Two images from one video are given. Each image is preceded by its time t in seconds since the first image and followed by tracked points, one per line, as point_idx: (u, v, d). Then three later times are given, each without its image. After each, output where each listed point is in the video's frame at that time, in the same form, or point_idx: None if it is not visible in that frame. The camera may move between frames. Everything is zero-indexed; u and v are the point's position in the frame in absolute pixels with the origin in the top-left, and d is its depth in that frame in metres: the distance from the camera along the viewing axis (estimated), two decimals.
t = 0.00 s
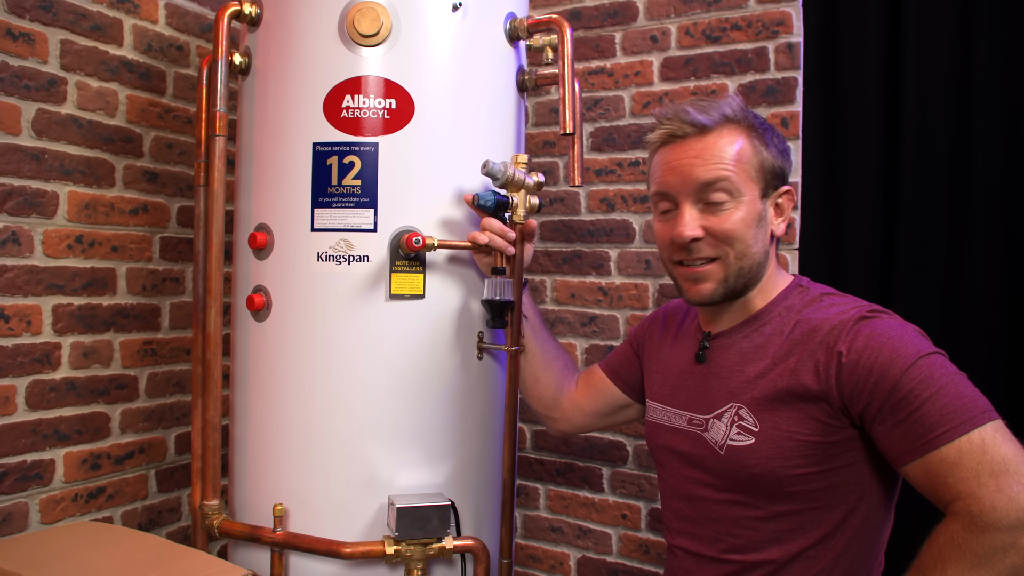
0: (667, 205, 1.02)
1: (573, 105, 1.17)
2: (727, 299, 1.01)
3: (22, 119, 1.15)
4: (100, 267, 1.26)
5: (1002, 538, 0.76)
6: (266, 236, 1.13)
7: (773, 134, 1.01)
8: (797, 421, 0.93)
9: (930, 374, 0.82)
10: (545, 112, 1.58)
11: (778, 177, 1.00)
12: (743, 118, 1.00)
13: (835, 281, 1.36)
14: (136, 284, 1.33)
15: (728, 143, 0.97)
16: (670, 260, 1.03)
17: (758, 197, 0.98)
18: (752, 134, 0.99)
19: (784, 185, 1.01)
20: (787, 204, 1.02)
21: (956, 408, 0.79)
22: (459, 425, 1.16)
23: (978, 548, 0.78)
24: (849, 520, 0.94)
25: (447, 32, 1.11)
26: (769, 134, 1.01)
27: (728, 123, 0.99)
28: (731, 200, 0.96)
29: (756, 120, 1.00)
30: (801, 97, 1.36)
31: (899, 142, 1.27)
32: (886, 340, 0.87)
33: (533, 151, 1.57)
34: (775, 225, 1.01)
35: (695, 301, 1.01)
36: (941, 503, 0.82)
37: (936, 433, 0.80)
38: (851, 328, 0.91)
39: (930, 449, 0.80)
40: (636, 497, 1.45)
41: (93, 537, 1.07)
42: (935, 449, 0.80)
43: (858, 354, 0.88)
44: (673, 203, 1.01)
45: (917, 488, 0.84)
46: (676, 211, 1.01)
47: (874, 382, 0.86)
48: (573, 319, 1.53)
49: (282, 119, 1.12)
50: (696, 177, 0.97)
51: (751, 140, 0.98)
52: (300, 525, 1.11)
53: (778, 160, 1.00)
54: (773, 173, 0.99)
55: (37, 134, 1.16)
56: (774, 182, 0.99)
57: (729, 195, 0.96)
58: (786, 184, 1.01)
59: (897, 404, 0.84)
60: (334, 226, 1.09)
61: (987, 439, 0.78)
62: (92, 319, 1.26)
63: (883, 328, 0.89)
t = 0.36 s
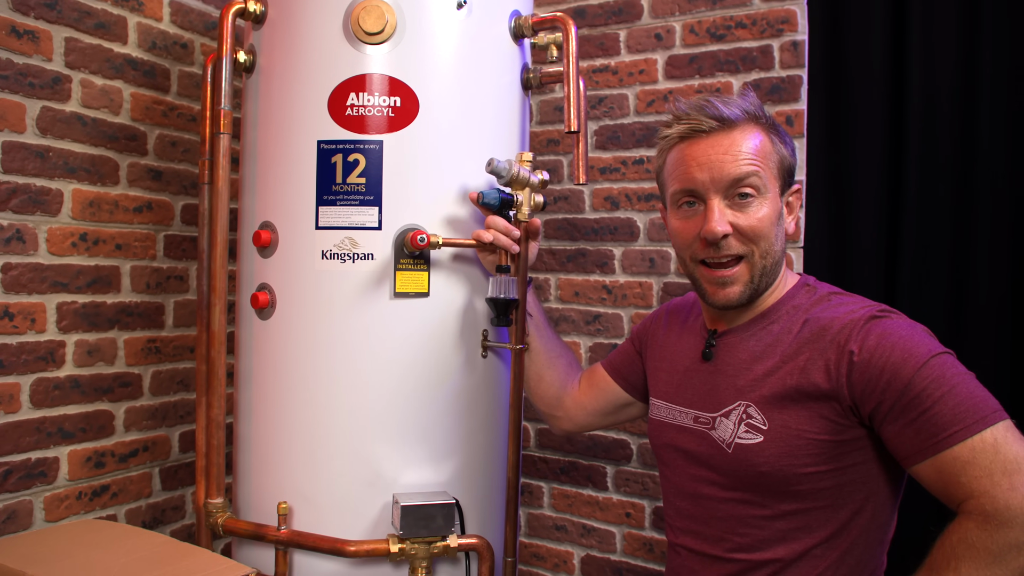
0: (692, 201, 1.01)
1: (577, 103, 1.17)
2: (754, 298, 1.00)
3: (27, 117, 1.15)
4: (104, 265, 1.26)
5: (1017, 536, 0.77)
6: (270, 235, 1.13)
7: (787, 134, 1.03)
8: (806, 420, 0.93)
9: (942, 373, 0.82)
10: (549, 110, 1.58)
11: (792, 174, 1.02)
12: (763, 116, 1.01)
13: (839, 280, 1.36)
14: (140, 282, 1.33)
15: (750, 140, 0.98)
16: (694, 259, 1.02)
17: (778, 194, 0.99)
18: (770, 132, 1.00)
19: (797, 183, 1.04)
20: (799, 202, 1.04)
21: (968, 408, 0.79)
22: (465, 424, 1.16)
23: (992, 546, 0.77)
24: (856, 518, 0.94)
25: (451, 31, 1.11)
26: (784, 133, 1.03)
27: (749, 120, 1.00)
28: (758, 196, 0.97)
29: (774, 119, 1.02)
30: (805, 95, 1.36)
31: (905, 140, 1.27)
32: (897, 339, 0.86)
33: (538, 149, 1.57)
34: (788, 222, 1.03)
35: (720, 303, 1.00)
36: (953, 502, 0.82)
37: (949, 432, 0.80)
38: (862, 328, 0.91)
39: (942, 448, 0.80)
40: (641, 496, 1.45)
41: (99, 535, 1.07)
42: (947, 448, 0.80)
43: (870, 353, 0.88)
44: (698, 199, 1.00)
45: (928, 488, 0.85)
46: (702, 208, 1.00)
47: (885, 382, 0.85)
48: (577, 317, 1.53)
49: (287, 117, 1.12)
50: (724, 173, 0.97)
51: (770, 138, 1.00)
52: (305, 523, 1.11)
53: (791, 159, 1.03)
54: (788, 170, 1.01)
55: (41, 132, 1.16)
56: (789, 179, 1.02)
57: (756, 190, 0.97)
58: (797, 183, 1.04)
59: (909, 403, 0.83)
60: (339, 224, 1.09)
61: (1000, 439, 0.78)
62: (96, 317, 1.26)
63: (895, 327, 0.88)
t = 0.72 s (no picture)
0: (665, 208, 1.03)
1: (580, 102, 1.16)
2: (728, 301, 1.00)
3: (31, 115, 1.15)
4: (107, 264, 1.27)
5: (1020, 539, 0.77)
6: (273, 233, 1.12)
7: (773, 135, 0.99)
8: (808, 421, 0.93)
9: (946, 375, 0.82)
10: (552, 109, 1.58)
11: (776, 177, 0.98)
12: (738, 120, 0.98)
13: (843, 280, 1.36)
14: (143, 280, 1.33)
15: (716, 147, 0.96)
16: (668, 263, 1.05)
17: (749, 200, 0.97)
18: (745, 135, 0.97)
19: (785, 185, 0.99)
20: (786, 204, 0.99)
21: (973, 411, 0.79)
22: (467, 423, 1.15)
23: (996, 549, 0.77)
24: (861, 520, 0.93)
25: (454, 30, 1.11)
26: (767, 135, 0.98)
27: (720, 126, 0.98)
28: (716, 204, 0.96)
29: (753, 122, 0.99)
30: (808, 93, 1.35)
31: (908, 140, 1.27)
32: (901, 341, 0.86)
33: (541, 148, 1.57)
34: (774, 226, 1.00)
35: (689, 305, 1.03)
36: (957, 504, 0.81)
37: (953, 435, 0.80)
38: (865, 329, 0.90)
39: (946, 451, 0.80)
40: (643, 495, 1.45)
41: (103, 534, 1.07)
42: (951, 451, 0.80)
43: (873, 355, 0.87)
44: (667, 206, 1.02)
45: (931, 489, 0.84)
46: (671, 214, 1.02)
47: (889, 384, 0.85)
48: (580, 316, 1.53)
49: (290, 116, 1.12)
50: (682, 182, 0.97)
51: (743, 143, 0.97)
52: (309, 523, 1.11)
53: (778, 161, 0.98)
54: (768, 173, 0.97)
55: (45, 131, 1.16)
56: (771, 182, 0.97)
57: (713, 198, 0.96)
58: (787, 185, 0.99)
59: (913, 405, 0.83)
60: (341, 223, 1.09)
61: (1004, 442, 0.78)
62: (100, 315, 1.26)
63: (899, 329, 0.88)
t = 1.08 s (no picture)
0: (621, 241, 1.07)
1: (582, 101, 1.16)
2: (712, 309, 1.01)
3: (33, 114, 1.15)
4: (109, 263, 1.27)
5: (1016, 535, 0.76)
6: (275, 232, 1.13)
7: (697, 146, 1.01)
8: (809, 418, 0.93)
9: (944, 369, 0.81)
10: (553, 108, 1.58)
11: (711, 184, 0.99)
12: (659, 145, 1.02)
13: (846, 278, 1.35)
14: (145, 279, 1.33)
15: (641, 174, 1.00)
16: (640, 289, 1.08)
17: (688, 214, 0.99)
18: (667, 155, 1.00)
19: (723, 188, 0.99)
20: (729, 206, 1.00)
21: (971, 404, 0.79)
22: (468, 420, 1.15)
23: (990, 546, 0.77)
24: (861, 517, 0.93)
25: (456, 29, 1.11)
26: (691, 148, 1.01)
27: (642, 154, 1.03)
28: (658, 227, 0.99)
29: (675, 142, 1.02)
30: (811, 92, 1.35)
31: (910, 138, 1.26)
32: (899, 335, 0.86)
33: (542, 147, 1.57)
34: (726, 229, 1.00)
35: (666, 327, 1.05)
36: (954, 500, 0.81)
37: (950, 430, 0.79)
38: (863, 324, 0.90)
39: (944, 445, 0.80)
40: (645, 493, 1.44)
41: (104, 532, 1.07)
42: (949, 445, 0.79)
43: (871, 350, 0.87)
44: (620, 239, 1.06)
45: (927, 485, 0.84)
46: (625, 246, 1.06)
47: (887, 378, 0.85)
48: (582, 315, 1.53)
49: (292, 115, 1.12)
50: (622, 213, 1.02)
51: (669, 163, 1.00)
52: (312, 520, 1.11)
53: (707, 168, 0.99)
54: (701, 183, 0.98)
55: (47, 130, 1.17)
56: (707, 191, 0.99)
57: (653, 221, 0.99)
58: (725, 187, 0.99)
59: (910, 400, 0.83)
60: (344, 222, 1.09)
61: (1001, 437, 0.77)
62: (102, 314, 1.26)
63: (896, 323, 0.88)
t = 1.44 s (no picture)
0: (693, 192, 1.01)
1: (583, 99, 1.16)
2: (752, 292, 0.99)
3: (34, 112, 1.15)
4: (111, 261, 1.27)
5: (1014, 535, 0.76)
6: (276, 230, 1.13)
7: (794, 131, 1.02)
8: (807, 418, 0.93)
9: (941, 369, 0.81)
10: (555, 107, 1.58)
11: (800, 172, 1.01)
12: (769, 112, 1.00)
13: (846, 278, 1.35)
14: (147, 278, 1.33)
15: (754, 132, 0.97)
16: (690, 250, 1.02)
17: (783, 192, 0.98)
18: (778, 127, 0.99)
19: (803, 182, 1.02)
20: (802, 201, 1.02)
21: (967, 404, 0.79)
22: (467, 420, 1.15)
23: (988, 545, 0.77)
24: (859, 517, 0.93)
25: (457, 27, 1.11)
26: (791, 131, 1.02)
27: (756, 114, 0.99)
28: (760, 191, 0.96)
29: (780, 115, 1.01)
30: (812, 91, 1.35)
31: (911, 138, 1.26)
32: (896, 334, 0.86)
33: (544, 146, 1.57)
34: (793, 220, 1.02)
35: (715, 294, 1.00)
36: (951, 499, 0.81)
37: (947, 429, 0.79)
38: (861, 323, 0.90)
39: (940, 445, 0.80)
40: (646, 492, 1.44)
41: (106, 530, 1.07)
42: (945, 445, 0.79)
43: (868, 349, 0.87)
44: (699, 190, 1.00)
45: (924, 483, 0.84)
46: (702, 199, 1.00)
47: (882, 377, 0.85)
48: (583, 314, 1.52)
49: (292, 113, 1.12)
50: (725, 165, 0.96)
51: (776, 134, 0.99)
52: (311, 519, 1.11)
53: (799, 156, 1.01)
54: (796, 168, 1.00)
55: (48, 129, 1.17)
56: (796, 177, 1.00)
57: (757, 185, 0.96)
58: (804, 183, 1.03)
59: (907, 399, 0.83)
60: (344, 220, 1.09)
61: (998, 435, 0.78)
62: (103, 313, 1.26)
63: (894, 323, 0.88)
